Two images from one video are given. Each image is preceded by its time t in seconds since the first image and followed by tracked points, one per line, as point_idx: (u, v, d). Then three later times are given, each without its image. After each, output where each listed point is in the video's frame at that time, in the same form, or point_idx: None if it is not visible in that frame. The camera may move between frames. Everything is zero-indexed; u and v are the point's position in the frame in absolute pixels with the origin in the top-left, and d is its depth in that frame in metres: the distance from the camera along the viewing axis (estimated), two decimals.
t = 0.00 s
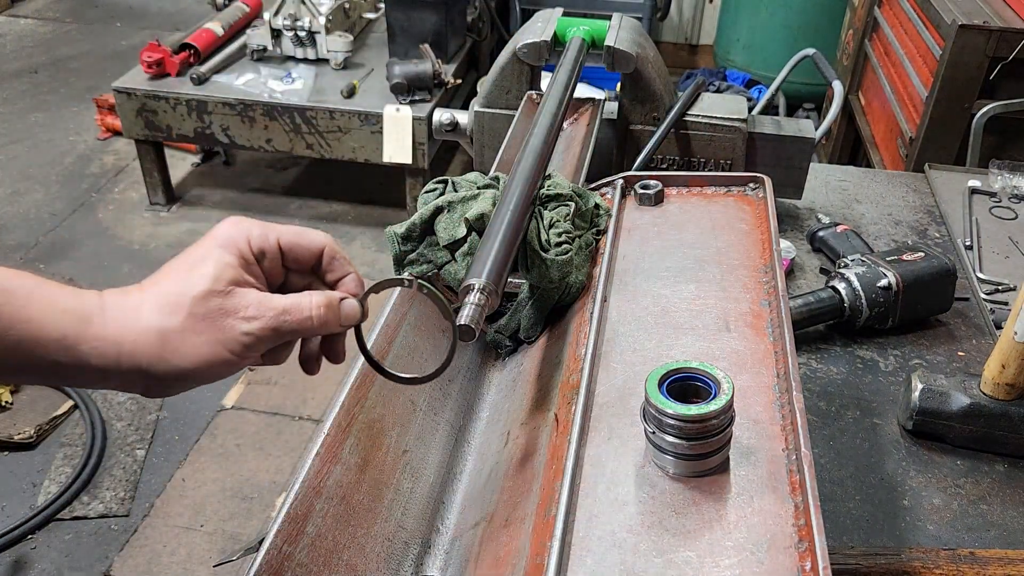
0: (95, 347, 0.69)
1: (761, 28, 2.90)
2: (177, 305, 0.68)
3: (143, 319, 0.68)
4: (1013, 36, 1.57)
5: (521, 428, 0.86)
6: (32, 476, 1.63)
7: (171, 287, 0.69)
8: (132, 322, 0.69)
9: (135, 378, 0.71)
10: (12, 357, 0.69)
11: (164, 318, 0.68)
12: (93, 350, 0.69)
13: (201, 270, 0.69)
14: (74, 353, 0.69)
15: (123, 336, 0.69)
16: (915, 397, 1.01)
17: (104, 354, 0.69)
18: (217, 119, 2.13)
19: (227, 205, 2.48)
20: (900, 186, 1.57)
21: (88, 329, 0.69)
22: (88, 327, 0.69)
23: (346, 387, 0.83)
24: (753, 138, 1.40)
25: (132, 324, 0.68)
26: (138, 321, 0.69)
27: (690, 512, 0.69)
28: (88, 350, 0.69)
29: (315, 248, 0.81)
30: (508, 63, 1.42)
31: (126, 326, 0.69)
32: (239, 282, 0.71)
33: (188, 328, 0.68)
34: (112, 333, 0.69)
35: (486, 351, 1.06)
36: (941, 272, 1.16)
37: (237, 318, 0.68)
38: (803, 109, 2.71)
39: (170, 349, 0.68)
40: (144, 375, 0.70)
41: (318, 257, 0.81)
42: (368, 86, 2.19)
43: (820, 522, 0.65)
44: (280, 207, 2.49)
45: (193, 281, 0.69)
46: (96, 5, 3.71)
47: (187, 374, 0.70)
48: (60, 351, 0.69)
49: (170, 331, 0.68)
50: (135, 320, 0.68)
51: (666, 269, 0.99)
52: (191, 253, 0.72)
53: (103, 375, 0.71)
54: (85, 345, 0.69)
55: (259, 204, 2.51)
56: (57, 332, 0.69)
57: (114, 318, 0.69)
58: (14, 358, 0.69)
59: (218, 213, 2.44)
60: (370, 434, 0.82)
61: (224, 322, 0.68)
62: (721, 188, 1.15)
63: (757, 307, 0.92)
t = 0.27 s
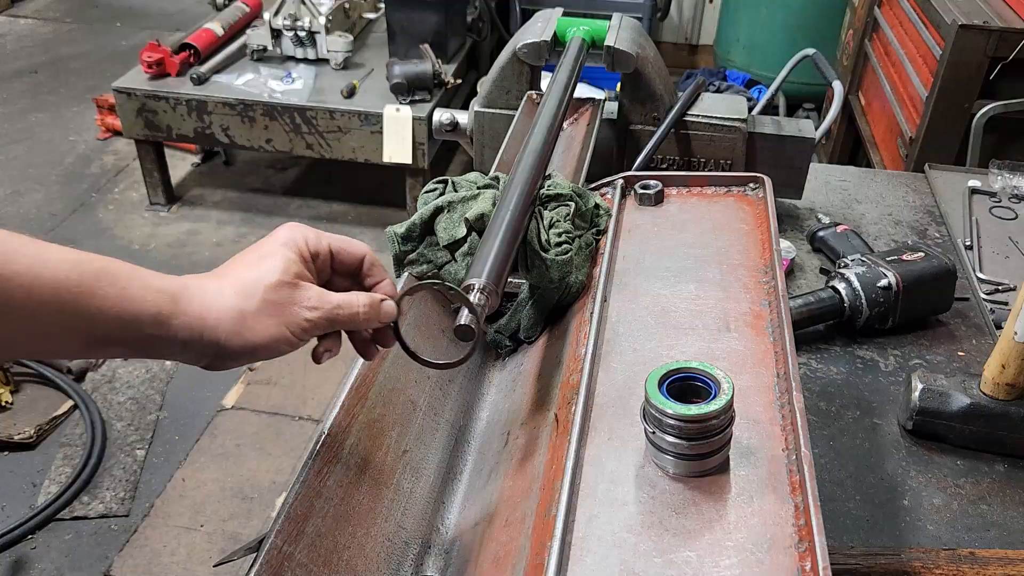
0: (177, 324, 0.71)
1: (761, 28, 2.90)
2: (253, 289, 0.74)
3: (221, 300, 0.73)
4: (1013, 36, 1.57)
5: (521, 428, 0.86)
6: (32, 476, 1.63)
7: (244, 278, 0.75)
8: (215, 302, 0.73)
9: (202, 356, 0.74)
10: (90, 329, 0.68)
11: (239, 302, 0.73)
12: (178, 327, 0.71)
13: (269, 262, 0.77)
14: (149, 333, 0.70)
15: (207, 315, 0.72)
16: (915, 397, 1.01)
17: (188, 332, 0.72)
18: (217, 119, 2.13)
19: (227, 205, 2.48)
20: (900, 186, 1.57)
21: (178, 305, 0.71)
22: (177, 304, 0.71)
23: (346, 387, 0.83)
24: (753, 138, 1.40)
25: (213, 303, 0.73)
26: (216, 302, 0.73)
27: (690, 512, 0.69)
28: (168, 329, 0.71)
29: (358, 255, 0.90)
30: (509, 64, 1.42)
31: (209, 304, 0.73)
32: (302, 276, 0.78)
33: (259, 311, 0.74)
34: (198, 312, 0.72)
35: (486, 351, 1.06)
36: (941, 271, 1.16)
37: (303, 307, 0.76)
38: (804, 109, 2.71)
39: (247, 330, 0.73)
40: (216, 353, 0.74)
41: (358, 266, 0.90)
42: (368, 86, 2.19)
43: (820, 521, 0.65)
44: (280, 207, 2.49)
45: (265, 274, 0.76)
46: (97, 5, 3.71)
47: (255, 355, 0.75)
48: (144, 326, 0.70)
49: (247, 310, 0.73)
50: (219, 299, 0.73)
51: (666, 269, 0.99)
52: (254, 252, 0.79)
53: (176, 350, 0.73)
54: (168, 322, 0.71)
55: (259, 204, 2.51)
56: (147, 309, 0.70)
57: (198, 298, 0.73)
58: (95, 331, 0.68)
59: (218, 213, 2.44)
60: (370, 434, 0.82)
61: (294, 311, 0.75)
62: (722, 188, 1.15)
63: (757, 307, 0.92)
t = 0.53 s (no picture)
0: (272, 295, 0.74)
1: (761, 28, 2.90)
2: (344, 272, 0.76)
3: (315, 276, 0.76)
4: (1013, 37, 1.57)
5: (521, 427, 0.86)
6: (32, 476, 1.63)
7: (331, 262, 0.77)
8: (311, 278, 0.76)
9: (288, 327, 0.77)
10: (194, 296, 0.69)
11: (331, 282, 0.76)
12: (274, 301, 0.73)
13: (352, 243, 0.78)
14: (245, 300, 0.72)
15: (302, 291, 0.75)
16: (915, 397, 1.01)
17: (281, 307, 0.74)
18: (217, 119, 2.13)
19: (227, 205, 2.48)
20: (900, 186, 1.57)
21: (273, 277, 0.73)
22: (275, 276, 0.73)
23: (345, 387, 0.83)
24: (753, 138, 1.40)
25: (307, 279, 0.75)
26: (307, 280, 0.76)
27: (690, 512, 0.69)
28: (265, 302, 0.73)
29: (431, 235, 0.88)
30: (509, 63, 1.42)
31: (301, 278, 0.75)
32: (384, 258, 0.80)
33: (347, 292, 0.76)
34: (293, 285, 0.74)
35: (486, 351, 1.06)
36: (941, 271, 1.16)
37: (383, 289, 0.79)
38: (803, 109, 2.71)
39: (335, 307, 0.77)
40: (301, 324, 0.77)
41: (430, 244, 0.89)
42: (369, 86, 2.19)
43: (820, 522, 0.65)
44: (280, 207, 2.49)
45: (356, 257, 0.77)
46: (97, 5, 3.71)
47: (337, 330, 0.78)
48: (246, 298, 0.72)
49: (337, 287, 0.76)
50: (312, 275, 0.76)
51: (666, 269, 0.99)
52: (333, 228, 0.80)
53: (263, 321, 0.75)
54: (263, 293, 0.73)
55: (259, 204, 2.51)
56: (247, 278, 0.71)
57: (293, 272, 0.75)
58: (199, 299, 0.70)
59: (218, 213, 2.44)
60: (370, 434, 0.82)
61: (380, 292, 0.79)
62: (722, 188, 1.15)
63: (757, 307, 0.92)
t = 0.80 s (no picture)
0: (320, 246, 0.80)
1: (761, 28, 2.90)
2: (377, 223, 0.84)
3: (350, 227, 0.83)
4: (1013, 37, 1.57)
5: (521, 427, 0.86)
6: (32, 476, 1.63)
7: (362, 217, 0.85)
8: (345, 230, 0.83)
9: (329, 278, 0.83)
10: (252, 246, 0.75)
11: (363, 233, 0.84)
12: (321, 251, 0.79)
13: (380, 196, 0.86)
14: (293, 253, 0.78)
15: (344, 242, 0.81)
16: (915, 397, 1.01)
17: (326, 258, 0.80)
18: (217, 119, 2.13)
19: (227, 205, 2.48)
20: (900, 186, 1.57)
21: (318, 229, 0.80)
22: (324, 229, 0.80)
23: (345, 387, 0.82)
24: (753, 138, 1.40)
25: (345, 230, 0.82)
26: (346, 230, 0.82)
27: (690, 512, 0.69)
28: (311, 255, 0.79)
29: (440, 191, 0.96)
30: (509, 63, 1.42)
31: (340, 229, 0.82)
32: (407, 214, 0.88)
33: (382, 242, 0.84)
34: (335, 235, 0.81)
35: (485, 351, 1.06)
36: (941, 271, 1.16)
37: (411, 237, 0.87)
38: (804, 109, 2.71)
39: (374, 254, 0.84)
40: (341, 275, 0.83)
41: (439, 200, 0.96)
42: (369, 86, 2.19)
43: (820, 522, 0.65)
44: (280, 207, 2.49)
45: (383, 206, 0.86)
46: (97, 5, 3.71)
47: (372, 277, 0.85)
48: (298, 248, 0.77)
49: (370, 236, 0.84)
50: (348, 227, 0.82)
51: (666, 269, 0.99)
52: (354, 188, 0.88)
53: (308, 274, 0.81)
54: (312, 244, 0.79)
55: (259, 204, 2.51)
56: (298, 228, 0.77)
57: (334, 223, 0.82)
58: (258, 251, 0.75)
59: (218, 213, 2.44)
60: (370, 433, 0.82)
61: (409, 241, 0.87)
62: (722, 188, 1.15)
63: (757, 307, 0.92)
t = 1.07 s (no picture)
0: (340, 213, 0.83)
1: (761, 28, 2.90)
2: (394, 197, 0.88)
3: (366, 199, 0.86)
4: (1013, 37, 1.57)
5: (521, 428, 0.86)
6: (32, 476, 1.63)
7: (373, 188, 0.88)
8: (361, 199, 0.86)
9: (349, 251, 0.85)
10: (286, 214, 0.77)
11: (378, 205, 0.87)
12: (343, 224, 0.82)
13: (395, 174, 0.91)
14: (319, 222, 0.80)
15: (363, 215, 0.84)
16: (915, 397, 1.01)
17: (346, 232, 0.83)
18: (217, 119, 2.13)
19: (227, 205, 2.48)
20: (900, 186, 1.57)
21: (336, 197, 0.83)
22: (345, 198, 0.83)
23: (345, 387, 0.82)
24: (753, 138, 1.40)
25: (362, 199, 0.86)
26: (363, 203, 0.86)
27: (690, 511, 0.69)
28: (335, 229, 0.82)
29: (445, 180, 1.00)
30: (509, 63, 1.42)
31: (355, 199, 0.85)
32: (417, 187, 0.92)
33: (398, 216, 0.88)
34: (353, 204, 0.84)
35: (486, 351, 1.06)
36: (941, 271, 1.16)
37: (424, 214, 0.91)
38: (804, 109, 2.71)
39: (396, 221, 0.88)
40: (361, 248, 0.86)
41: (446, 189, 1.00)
42: (368, 86, 2.19)
43: (820, 522, 0.65)
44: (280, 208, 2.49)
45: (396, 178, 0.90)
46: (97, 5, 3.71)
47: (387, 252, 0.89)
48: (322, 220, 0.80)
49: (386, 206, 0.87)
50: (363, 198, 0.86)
51: (666, 268, 0.99)
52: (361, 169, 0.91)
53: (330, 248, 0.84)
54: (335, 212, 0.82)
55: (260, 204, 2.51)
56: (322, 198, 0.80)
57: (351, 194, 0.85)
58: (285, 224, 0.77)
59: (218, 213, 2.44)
60: (370, 434, 0.82)
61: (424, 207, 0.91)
62: (722, 188, 1.15)
63: (757, 307, 0.92)
